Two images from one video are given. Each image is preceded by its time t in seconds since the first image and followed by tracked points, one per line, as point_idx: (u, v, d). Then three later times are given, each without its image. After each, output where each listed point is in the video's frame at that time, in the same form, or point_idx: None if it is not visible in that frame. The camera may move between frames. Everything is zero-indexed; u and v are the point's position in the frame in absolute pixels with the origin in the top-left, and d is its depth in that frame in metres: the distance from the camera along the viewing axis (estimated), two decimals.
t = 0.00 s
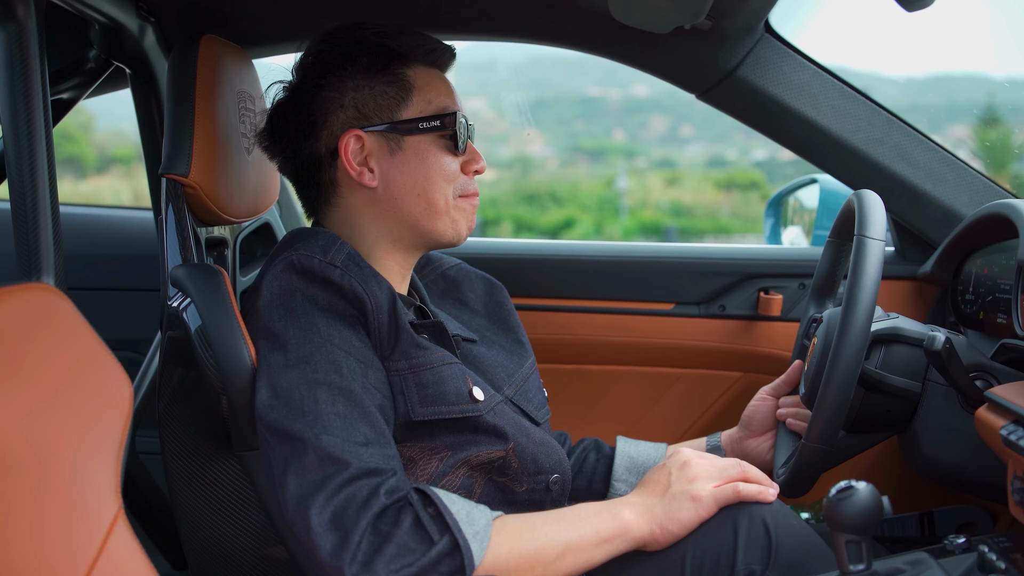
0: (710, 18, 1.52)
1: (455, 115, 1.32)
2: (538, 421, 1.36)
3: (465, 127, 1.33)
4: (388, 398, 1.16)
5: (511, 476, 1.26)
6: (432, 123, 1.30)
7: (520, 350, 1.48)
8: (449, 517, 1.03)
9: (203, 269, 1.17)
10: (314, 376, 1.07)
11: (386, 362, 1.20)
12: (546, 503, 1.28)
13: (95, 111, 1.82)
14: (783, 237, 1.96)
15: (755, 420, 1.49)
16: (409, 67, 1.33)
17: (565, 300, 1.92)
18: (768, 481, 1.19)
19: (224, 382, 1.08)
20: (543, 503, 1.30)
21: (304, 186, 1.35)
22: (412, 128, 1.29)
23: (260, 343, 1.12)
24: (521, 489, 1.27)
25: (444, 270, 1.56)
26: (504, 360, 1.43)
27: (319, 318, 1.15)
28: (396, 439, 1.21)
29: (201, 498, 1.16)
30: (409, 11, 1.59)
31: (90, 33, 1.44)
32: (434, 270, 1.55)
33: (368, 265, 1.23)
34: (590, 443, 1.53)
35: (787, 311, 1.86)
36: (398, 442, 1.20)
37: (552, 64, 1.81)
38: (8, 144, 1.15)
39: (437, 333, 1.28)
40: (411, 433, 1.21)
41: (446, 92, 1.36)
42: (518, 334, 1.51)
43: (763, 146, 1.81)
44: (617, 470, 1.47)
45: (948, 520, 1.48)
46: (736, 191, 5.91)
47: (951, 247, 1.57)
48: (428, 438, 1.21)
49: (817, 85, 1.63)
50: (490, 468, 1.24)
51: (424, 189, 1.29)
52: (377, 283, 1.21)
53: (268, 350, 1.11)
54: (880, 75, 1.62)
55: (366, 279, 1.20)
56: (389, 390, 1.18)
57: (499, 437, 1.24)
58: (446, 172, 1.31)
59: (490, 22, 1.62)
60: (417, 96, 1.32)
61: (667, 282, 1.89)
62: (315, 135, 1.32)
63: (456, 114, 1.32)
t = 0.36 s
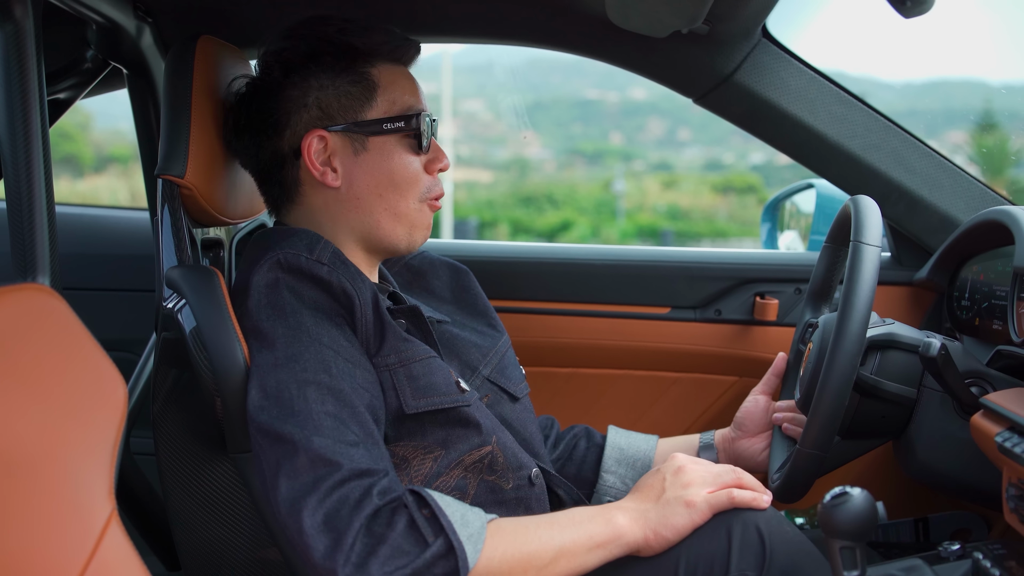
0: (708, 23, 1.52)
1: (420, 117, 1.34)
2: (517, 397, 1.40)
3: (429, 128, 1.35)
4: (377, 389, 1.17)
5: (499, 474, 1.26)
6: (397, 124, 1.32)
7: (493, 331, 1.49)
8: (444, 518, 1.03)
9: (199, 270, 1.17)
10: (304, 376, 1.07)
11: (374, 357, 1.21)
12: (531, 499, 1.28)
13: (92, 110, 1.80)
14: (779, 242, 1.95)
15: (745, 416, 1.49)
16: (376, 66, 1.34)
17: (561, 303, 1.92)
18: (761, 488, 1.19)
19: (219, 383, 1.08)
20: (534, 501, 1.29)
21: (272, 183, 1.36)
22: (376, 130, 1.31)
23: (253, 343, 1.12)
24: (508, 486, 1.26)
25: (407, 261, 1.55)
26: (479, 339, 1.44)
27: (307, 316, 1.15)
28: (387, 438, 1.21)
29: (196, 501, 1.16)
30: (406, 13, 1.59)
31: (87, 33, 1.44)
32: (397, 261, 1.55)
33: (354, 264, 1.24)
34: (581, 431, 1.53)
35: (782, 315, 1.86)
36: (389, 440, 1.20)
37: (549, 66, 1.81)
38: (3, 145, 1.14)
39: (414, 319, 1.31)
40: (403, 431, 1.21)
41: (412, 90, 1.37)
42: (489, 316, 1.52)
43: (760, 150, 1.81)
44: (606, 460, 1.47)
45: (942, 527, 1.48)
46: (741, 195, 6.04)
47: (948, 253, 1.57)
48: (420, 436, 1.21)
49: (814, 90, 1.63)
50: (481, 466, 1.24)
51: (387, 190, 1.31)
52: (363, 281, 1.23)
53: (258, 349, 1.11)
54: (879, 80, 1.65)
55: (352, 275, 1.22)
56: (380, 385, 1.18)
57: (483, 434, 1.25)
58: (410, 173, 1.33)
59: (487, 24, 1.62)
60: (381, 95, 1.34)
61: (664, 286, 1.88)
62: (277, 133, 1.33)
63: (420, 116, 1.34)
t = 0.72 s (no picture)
0: (707, 26, 1.52)
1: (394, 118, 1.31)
2: (517, 414, 1.39)
3: (408, 129, 1.32)
4: (379, 393, 1.17)
5: (497, 476, 1.26)
6: (369, 126, 1.31)
7: (497, 346, 1.49)
8: (441, 520, 1.03)
9: (198, 271, 1.17)
10: (306, 378, 1.07)
11: (375, 361, 1.21)
12: (530, 504, 1.28)
13: (92, 111, 1.79)
14: (778, 245, 1.95)
15: (742, 425, 1.49)
16: (357, 70, 1.35)
17: (560, 306, 1.92)
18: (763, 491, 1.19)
19: (218, 383, 1.07)
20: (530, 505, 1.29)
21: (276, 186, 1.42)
22: (350, 132, 1.31)
23: (254, 345, 1.12)
24: (506, 490, 1.27)
25: (417, 270, 1.56)
26: (481, 353, 1.44)
27: (309, 318, 1.15)
28: (387, 441, 1.21)
29: (194, 501, 1.16)
30: (405, 14, 1.59)
31: (87, 34, 1.44)
32: (408, 270, 1.56)
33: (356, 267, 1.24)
34: (578, 444, 1.53)
35: (781, 319, 1.86)
36: (388, 443, 1.20)
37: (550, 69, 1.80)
38: (2, 145, 1.14)
39: (416, 327, 1.31)
40: (402, 434, 1.21)
41: (398, 91, 1.36)
42: (494, 329, 1.52)
43: (759, 153, 1.81)
44: (602, 471, 1.47)
45: (940, 531, 1.48)
46: (734, 198, 5.99)
47: (947, 257, 1.57)
48: (419, 438, 1.21)
49: (813, 93, 1.63)
50: (478, 469, 1.25)
51: (365, 194, 1.31)
52: (366, 284, 1.23)
53: (260, 351, 1.11)
54: (878, 83, 1.65)
55: (355, 278, 1.22)
56: (380, 388, 1.19)
57: (483, 437, 1.25)
58: (391, 176, 1.32)
59: (487, 26, 1.62)
60: (363, 98, 1.34)
61: (663, 289, 1.88)
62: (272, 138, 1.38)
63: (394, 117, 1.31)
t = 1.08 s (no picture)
0: (708, 35, 1.52)
1: (307, 138, 1.28)
2: (515, 421, 1.39)
3: (328, 142, 1.29)
4: (376, 403, 1.17)
5: (495, 485, 1.26)
6: (289, 150, 1.30)
7: (496, 352, 1.49)
8: (439, 530, 1.03)
9: (197, 278, 1.17)
10: (304, 387, 1.07)
11: (371, 370, 1.21)
12: (528, 512, 1.28)
13: (92, 115, 1.79)
14: (778, 254, 1.95)
15: (742, 435, 1.49)
16: (280, 93, 1.34)
17: (559, 314, 1.92)
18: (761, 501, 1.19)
19: (216, 391, 1.07)
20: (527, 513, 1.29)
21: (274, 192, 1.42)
22: (279, 159, 1.31)
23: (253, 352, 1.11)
24: (504, 498, 1.27)
25: (418, 274, 1.57)
26: (481, 360, 1.44)
27: (308, 328, 1.15)
28: (384, 449, 1.21)
29: (192, 509, 1.16)
30: (406, 22, 1.59)
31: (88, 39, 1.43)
32: (409, 274, 1.56)
33: (352, 277, 1.25)
34: (576, 452, 1.53)
35: (780, 328, 1.86)
36: (386, 452, 1.20)
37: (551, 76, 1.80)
38: (3, 152, 1.14)
39: (410, 334, 1.30)
40: (400, 443, 1.21)
41: (321, 99, 1.33)
42: (495, 336, 1.52)
43: (760, 162, 1.81)
44: (601, 480, 1.47)
45: (939, 541, 1.48)
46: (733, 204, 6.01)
47: (946, 267, 1.57)
48: (416, 447, 1.21)
49: (813, 103, 1.63)
50: (477, 477, 1.24)
51: (313, 216, 1.31)
52: (361, 294, 1.24)
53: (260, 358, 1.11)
54: (878, 92, 1.65)
55: (352, 287, 1.23)
56: (377, 397, 1.19)
57: (481, 446, 1.25)
58: (326, 190, 1.30)
59: (487, 35, 1.63)
60: (290, 120, 1.33)
61: (662, 297, 1.88)
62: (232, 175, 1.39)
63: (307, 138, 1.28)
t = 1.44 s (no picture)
0: (706, 41, 1.53)
1: (302, 145, 1.28)
2: (512, 427, 1.38)
3: (324, 146, 1.28)
4: (374, 408, 1.17)
5: (492, 490, 1.26)
6: (282, 155, 1.30)
7: (494, 359, 1.49)
8: (436, 535, 1.03)
9: (196, 283, 1.18)
10: (303, 392, 1.07)
11: (370, 375, 1.21)
12: (525, 517, 1.28)
13: (92, 119, 1.79)
14: (776, 260, 1.95)
15: (742, 443, 1.49)
16: (278, 97, 1.33)
17: (558, 320, 1.92)
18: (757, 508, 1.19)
19: (214, 396, 1.07)
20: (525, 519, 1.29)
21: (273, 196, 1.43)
22: (272, 164, 1.31)
23: (251, 356, 1.12)
24: (502, 503, 1.27)
25: (416, 281, 1.57)
26: (478, 366, 1.44)
27: (307, 332, 1.15)
28: (383, 454, 1.21)
29: (190, 512, 1.16)
30: (406, 28, 1.60)
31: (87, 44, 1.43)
32: (406, 281, 1.57)
33: (351, 282, 1.26)
34: (575, 457, 1.53)
35: (778, 334, 1.86)
36: (384, 456, 1.20)
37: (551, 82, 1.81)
38: (2, 158, 1.14)
39: (408, 338, 1.31)
40: (398, 448, 1.21)
41: (318, 105, 1.33)
42: (492, 342, 1.52)
43: (759, 168, 1.81)
44: (599, 487, 1.47)
45: (937, 549, 1.48)
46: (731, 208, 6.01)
47: (944, 274, 1.57)
48: (414, 452, 1.21)
49: (812, 110, 1.63)
50: (475, 482, 1.24)
51: (304, 221, 1.32)
52: (360, 299, 1.24)
53: (259, 361, 1.11)
54: (877, 98, 1.67)
55: (351, 292, 1.23)
56: (376, 403, 1.19)
57: (479, 450, 1.25)
58: (318, 197, 1.30)
59: (487, 41, 1.63)
60: (286, 125, 1.33)
61: (660, 303, 1.89)
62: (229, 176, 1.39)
63: (302, 144, 1.28)
